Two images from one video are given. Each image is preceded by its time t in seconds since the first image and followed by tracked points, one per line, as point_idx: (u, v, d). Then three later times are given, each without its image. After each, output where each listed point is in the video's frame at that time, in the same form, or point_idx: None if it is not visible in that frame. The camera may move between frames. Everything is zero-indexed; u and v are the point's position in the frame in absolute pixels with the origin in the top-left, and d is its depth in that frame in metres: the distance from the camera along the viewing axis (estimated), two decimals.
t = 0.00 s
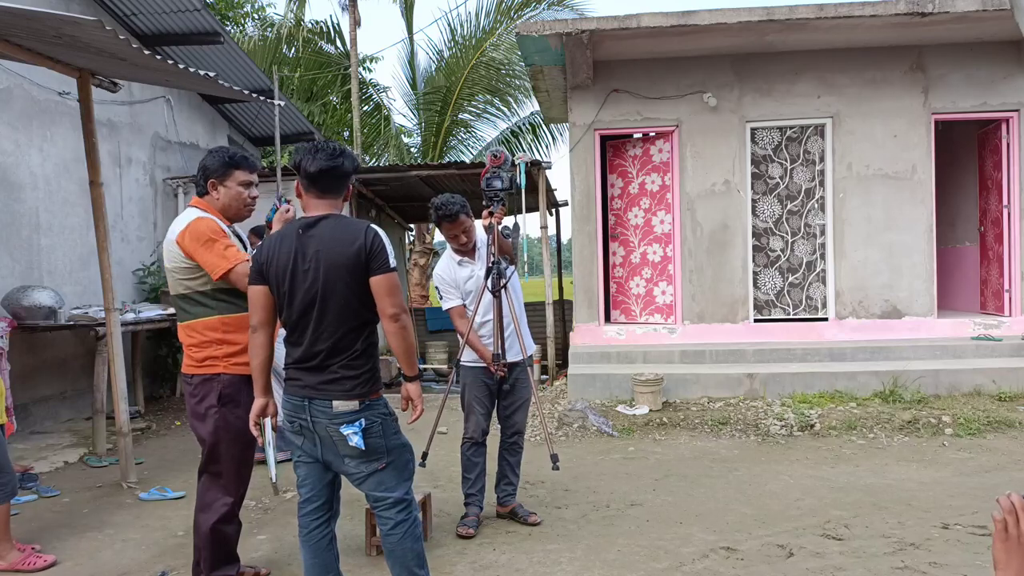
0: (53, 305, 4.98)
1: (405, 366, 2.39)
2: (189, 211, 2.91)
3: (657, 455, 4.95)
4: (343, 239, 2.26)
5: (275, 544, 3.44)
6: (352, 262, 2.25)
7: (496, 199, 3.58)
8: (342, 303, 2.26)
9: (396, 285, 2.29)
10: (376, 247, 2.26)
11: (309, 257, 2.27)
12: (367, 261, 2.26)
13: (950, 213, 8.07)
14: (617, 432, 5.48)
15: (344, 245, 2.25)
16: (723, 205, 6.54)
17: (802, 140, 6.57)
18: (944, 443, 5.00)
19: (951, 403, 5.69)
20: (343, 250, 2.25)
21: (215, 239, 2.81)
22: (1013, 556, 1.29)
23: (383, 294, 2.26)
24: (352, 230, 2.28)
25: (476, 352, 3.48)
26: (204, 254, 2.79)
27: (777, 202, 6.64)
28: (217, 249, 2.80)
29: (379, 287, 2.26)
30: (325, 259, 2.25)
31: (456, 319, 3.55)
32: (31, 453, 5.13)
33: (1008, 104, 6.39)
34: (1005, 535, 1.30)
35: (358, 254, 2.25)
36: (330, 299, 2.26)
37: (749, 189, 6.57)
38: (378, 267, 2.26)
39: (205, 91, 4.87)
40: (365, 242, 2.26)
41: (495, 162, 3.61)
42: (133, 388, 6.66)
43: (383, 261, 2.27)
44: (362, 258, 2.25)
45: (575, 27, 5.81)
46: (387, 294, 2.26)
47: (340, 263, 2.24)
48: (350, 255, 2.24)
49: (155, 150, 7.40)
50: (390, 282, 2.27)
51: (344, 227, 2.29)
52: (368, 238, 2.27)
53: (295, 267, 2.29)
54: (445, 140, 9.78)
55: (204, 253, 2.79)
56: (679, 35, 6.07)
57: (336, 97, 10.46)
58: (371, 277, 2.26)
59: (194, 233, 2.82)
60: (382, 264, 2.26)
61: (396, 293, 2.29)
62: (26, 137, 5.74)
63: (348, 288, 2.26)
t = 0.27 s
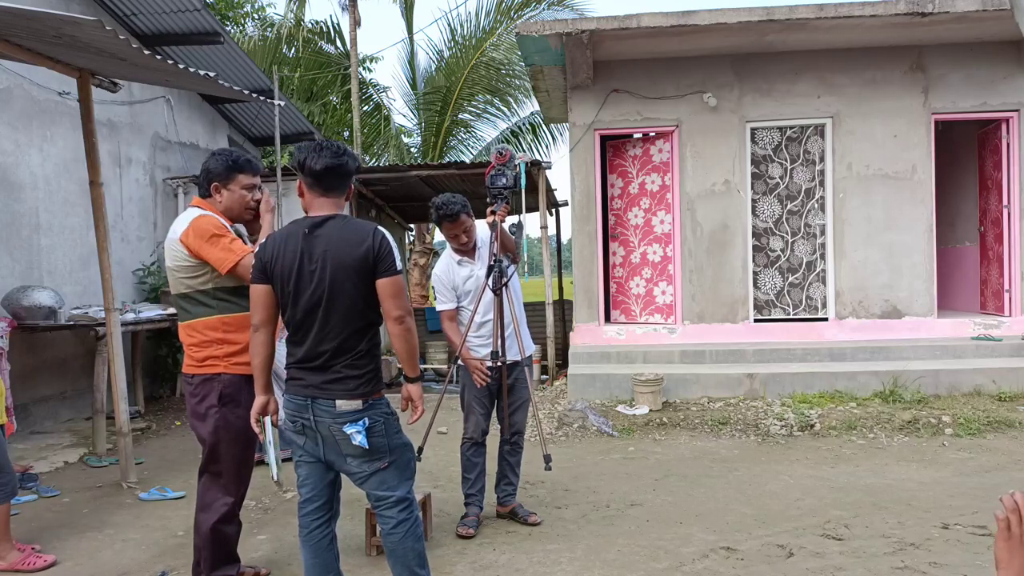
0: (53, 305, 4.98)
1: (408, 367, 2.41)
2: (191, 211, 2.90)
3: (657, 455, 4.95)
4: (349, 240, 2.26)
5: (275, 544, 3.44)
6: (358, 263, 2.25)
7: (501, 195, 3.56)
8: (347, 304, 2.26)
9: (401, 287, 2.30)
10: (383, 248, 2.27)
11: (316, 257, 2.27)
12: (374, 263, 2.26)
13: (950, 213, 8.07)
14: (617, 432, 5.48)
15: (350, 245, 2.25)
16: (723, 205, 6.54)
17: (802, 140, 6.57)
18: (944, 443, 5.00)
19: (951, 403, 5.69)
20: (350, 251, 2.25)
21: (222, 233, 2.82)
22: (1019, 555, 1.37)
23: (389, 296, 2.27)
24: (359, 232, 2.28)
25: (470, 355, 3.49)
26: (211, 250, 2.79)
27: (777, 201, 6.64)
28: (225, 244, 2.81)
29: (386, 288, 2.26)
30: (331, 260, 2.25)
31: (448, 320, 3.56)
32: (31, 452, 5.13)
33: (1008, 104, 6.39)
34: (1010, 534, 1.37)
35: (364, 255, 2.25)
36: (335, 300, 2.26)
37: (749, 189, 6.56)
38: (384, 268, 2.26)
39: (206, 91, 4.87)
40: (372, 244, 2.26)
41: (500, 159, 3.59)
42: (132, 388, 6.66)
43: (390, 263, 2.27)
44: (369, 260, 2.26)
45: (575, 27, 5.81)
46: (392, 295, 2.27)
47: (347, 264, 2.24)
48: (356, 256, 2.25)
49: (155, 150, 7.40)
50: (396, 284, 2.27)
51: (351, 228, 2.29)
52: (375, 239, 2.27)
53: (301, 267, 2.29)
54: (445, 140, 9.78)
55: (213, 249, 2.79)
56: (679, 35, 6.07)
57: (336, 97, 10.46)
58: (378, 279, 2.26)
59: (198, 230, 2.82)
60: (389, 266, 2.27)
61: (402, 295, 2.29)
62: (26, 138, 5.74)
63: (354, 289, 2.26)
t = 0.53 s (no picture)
0: (53, 305, 4.98)
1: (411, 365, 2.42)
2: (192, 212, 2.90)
3: (657, 455, 4.95)
4: (350, 240, 2.26)
5: (275, 544, 3.44)
6: (360, 263, 2.25)
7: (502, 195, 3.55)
8: (348, 304, 2.26)
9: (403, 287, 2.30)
10: (383, 249, 2.27)
11: (317, 258, 2.27)
12: (375, 263, 2.26)
13: (950, 213, 8.07)
14: (617, 432, 5.48)
15: (351, 246, 2.25)
16: (723, 205, 6.54)
17: (802, 140, 6.57)
18: (944, 443, 5.00)
19: (951, 403, 5.69)
20: (351, 252, 2.25)
21: (223, 235, 2.82)
22: (1016, 555, 1.37)
23: (391, 296, 2.26)
24: (360, 232, 2.28)
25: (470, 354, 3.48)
26: (212, 251, 2.79)
27: (777, 202, 6.64)
28: (226, 244, 2.81)
29: (387, 288, 2.26)
30: (333, 260, 2.25)
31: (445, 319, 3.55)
32: (31, 452, 5.13)
33: (1008, 104, 6.39)
34: (1008, 533, 1.38)
35: (365, 255, 2.25)
36: (337, 300, 2.26)
37: (749, 189, 6.56)
38: (386, 269, 2.26)
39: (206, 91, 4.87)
40: (373, 245, 2.26)
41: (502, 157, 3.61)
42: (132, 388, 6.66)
43: (391, 264, 2.27)
44: (370, 260, 2.25)
45: (575, 27, 5.81)
46: (394, 295, 2.27)
47: (348, 265, 2.24)
48: (357, 256, 2.24)
49: (155, 150, 7.40)
50: (398, 284, 2.27)
51: (352, 228, 2.29)
52: (376, 240, 2.27)
53: (302, 268, 2.29)
54: (445, 140, 9.77)
55: (214, 250, 2.79)
56: (679, 35, 6.07)
57: (336, 97, 10.46)
58: (379, 279, 2.26)
59: (199, 231, 2.82)
60: (391, 267, 2.26)
61: (404, 296, 2.29)
62: (26, 138, 5.74)
63: (355, 289, 2.26)
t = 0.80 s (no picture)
0: (53, 305, 4.98)
1: (410, 367, 2.41)
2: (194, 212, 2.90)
3: (657, 455, 4.95)
4: (348, 240, 2.26)
5: (274, 544, 3.44)
6: (357, 263, 2.24)
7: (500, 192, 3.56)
8: (347, 304, 2.26)
9: (401, 287, 2.29)
10: (381, 248, 2.26)
11: (315, 257, 2.27)
12: (373, 262, 2.26)
13: (950, 213, 8.07)
14: (617, 432, 5.48)
15: (349, 245, 2.25)
16: (722, 205, 6.54)
17: (802, 140, 6.57)
18: (944, 443, 5.00)
19: (951, 403, 5.69)
20: (349, 251, 2.24)
21: (224, 235, 2.82)
22: (1011, 553, 1.28)
23: (389, 297, 2.26)
24: (358, 232, 2.28)
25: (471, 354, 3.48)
26: (212, 252, 2.79)
27: (777, 202, 6.64)
28: (227, 245, 2.80)
29: (385, 289, 2.26)
30: (331, 260, 2.25)
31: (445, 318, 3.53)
32: (31, 452, 5.13)
33: (1008, 104, 6.39)
34: (1002, 532, 1.29)
35: (363, 255, 2.25)
36: (335, 300, 2.26)
37: (749, 189, 6.56)
38: (384, 269, 2.26)
39: (205, 91, 4.87)
40: (371, 244, 2.26)
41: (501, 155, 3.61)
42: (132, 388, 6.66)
43: (389, 263, 2.26)
44: (368, 260, 2.25)
45: (575, 27, 5.81)
46: (392, 296, 2.26)
47: (346, 264, 2.24)
48: (355, 256, 2.24)
49: (155, 150, 7.40)
50: (395, 284, 2.27)
51: (350, 228, 2.29)
52: (374, 239, 2.27)
53: (301, 267, 2.29)
54: (445, 140, 9.77)
55: (214, 251, 2.79)
56: (679, 35, 6.07)
57: (336, 97, 10.46)
58: (377, 279, 2.26)
59: (200, 232, 2.82)
60: (388, 266, 2.26)
61: (402, 296, 2.29)
62: (26, 137, 5.74)
63: (353, 289, 2.26)
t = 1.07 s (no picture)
0: (53, 305, 4.98)
1: (409, 369, 2.40)
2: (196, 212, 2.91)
3: (657, 455, 4.95)
4: (346, 239, 2.26)
5: (275, 544, 3.44)
6: (355, 263, 2.24)
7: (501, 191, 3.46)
8: (345, 304, 2.26)
9: (399, 287, 2.29)
10: (379, 248, 2.26)
11: (312, 257, 2.27)
12: (371, 262, 2.26)
13: (950, 213, 8.07)
14: (617, 432, 5.48)
15: (347, 245, 2.25)
16: (722, 205, 6.54)
17: (802, 140, 6.58)
18: (945, 443, 5.00)
19: (952, 403, 5.69)
20: (347, 251, 2.24)
21: (222, 238, 2.82)
22: (1010, 557, 1.28)
23: (387, 297, 2.26)
24: (355, 231, 2.28)
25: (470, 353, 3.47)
26: (210, 255, 2.79)
27: (777, 201, 6.64)
28: (225, 249, 2.80)
29: (383, 288, 2.26)
30: (328, 260, 2.25)
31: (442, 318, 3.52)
32: (31, 452, 5.13)
33: (1008, 104, 6.39)
34: (1002, 536, 1.29)
35: (361, 255, 2.25)
36: (333, 300, 2.26)
37: (749, 189, 6.56)
38: (381, 268, 2.26)
39: (206, 91, 4.87)
40: (368, 243, 2.26)
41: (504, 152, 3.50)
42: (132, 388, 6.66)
43: (386, 263, 2.26)
44: (366, 260, 2.25)
45: (575, 27, 5.81)
46: (391, 296, 2.26)
47: (343, 264, 2.24)
48: (353, 256, 2.24)
49: (155, 150, 7.40)
50: (393, 284, 2.27)
51: (348, 227, 2.29)
52: (372, 239, 2.27)
53: (299, 267, 2.29)
54: (445, 140, 9.77)
55: (211, 254, 2.79)
56: (679, 35, 6.07)
57: (336, 97, 10.46)
58: (375, 279, 2.26)
59: (200, 233, 2.82)
60: (386, 266, 2.26)
61: (400, 295, 2.28)
62: (26, 137, 5.74)
63: (351, 289, 2.26)
